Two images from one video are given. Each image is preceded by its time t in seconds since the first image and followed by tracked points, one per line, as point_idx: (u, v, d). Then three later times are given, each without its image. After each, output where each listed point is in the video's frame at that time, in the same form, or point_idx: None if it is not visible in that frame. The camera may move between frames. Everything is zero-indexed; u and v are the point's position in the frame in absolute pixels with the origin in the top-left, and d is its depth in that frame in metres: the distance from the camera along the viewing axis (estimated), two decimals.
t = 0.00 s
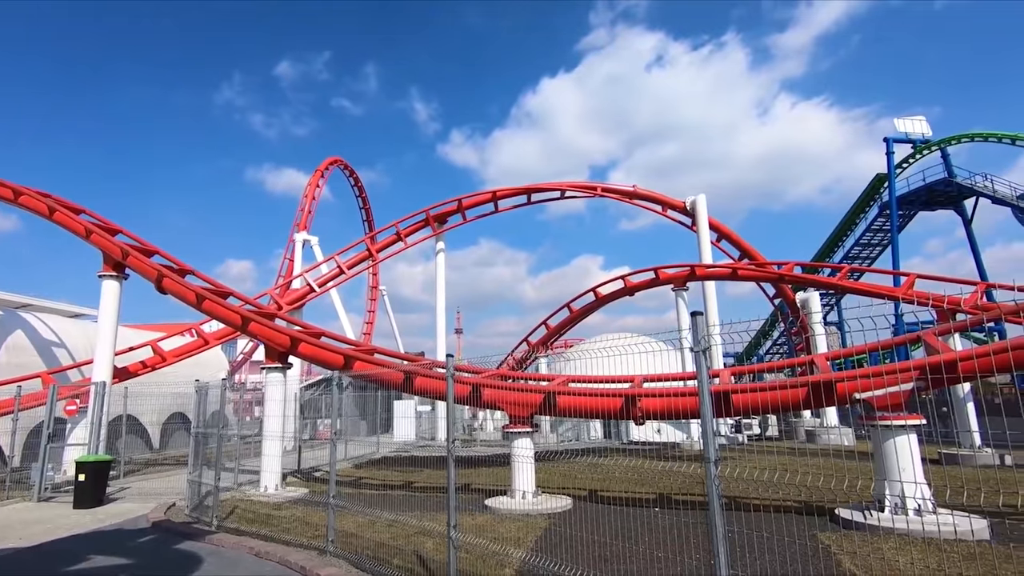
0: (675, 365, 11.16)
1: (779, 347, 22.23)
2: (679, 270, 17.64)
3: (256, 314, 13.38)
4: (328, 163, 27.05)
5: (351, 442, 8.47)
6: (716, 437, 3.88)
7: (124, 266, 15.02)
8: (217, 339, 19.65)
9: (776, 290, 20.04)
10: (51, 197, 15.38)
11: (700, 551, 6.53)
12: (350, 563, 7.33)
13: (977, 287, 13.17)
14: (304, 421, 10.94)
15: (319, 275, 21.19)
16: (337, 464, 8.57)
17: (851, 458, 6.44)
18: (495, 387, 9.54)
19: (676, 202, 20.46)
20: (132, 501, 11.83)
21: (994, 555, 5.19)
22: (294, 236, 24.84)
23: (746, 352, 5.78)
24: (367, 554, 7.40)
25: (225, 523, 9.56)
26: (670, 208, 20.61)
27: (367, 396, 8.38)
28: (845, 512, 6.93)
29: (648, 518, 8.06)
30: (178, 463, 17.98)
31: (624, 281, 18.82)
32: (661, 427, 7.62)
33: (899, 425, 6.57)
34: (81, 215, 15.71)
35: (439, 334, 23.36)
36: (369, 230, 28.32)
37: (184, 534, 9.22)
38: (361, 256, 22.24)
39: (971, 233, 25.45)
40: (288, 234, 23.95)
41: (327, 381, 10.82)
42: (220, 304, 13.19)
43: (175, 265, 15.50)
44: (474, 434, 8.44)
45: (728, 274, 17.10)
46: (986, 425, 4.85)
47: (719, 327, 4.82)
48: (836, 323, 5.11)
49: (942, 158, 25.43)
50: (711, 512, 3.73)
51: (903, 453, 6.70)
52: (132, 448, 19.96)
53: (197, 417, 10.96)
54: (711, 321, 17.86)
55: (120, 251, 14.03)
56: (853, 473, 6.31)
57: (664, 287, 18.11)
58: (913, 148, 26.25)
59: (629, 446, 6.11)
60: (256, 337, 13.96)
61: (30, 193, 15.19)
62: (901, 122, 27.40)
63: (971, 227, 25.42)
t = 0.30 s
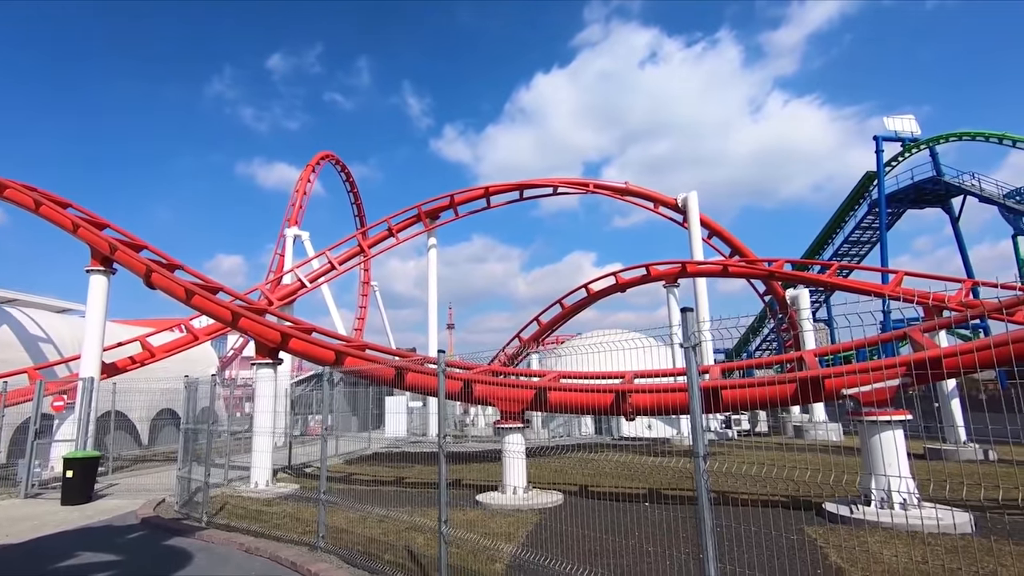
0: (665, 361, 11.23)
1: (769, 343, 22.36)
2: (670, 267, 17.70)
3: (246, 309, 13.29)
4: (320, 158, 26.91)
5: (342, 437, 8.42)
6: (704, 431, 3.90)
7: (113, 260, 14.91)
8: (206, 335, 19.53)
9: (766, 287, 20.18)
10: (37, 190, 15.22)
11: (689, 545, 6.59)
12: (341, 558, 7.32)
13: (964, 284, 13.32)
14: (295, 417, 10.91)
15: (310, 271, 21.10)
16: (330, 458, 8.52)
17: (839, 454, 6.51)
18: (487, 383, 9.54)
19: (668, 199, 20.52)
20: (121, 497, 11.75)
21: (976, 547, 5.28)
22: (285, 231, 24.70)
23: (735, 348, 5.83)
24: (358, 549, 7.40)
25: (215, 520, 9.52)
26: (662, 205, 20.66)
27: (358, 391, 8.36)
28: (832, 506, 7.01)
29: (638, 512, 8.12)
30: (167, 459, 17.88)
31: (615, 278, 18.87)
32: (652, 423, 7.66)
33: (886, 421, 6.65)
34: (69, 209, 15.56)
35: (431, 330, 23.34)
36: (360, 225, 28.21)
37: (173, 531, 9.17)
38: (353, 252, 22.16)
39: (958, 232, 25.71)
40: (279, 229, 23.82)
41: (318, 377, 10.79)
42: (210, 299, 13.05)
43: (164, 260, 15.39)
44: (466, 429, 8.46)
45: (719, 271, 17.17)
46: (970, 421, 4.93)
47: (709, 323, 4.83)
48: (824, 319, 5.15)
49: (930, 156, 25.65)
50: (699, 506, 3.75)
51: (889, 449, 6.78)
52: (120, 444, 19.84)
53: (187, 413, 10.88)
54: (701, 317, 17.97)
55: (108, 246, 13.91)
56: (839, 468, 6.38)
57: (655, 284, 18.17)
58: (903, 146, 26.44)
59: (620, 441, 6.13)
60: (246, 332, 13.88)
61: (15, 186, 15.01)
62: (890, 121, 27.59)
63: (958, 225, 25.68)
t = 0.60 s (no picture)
0: (655, 357, 11.27)
1: (758, 340, 22.52)
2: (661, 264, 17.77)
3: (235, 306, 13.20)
4: (310, 153, 26.74)
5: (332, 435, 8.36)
6: (693, 427, 3.92)
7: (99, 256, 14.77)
8: (195, 332, 19.39)
9: (755, 284, 20.30)
10: (21, 185, 15.04)
11: (678, 540, 6.65)
12: (331, 556, 7.30)
13: (950, 282, 13.46)
14: (285, 414, 10.86)
15: (300, 267, 20.99)
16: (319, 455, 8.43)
17: (825, 449, 6.58)
18: (477, 380, 9.54)
19: (659, 197, 20.58)
20: (108, 495, 11.66)
21: (959, 542, 5.35)
22: (275, 227, 24.55)
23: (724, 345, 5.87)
24: (348, 546, 7.38)
25: (204, 517, 9.47)
26: (653, 202, 20.72)
27: (349, 387, 8.32)
28: (819, 501, 7.09)
29: (628, 508, 8.16)
30: (156, 457, 17.76)
31: (606, 275, 18.92)
32: (642, 420, 7.70)
33: (873, 417, 6.72)
34: (54, 204, 15.40)
35: (422, 326, 23.30)
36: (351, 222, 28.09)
37: (161, 529, 9.11)
38: (343, 248, 22.06)
39: (945, 230, 25.97)
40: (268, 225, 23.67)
41: (308, 374, 10.75)
42: (199, 296, 12.95)
43: (152, 256, 15.26)
44: (457, 426, 8.45)
45: (709, 268, 17.25)
46: (953, 417, 5.00)
47: (699, 320, 4.84)
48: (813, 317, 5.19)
49: (917, 155, 25.88)
50: (687, 502, 3.77)
51: (875, 445, 6.85)
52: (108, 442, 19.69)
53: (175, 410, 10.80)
54: (691, 314, 18.06)
55: (95, 241, 13.77)
56: (825, 464, 6.46)
57: (646, 281, 18.23)
58: (891, 145, 26.65)
59: (611, 438, 6.14)
60: (235, 329, 13.80)
61: None
62: (878, 120, 27.80)
63: (945, 224, 25.94)
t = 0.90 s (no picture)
0: (653, 356, 11.26)
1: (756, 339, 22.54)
2: (659, 263, 17.77)
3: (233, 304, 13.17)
4: (308, 151, 26.69)
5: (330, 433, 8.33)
6: (690, 425, 3.92)
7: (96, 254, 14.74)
8: (192, 330, 19.34)
9: (754, 283, 20.33)
10: (18, 182, 15.00)
11: (674, 539, 6.68)
12: (328, 554, 7.29)
13: (947, 282, 13.49)
14: (282, 412, 10.84)
15: (298, 266, 20.95)
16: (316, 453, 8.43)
17: (823, 448, 6.57)
18: (476, 378, 9.53)
19: (657, 196, 20.58)
20: (105, 493, 11.65)
21: (954, 540, 5.36)
22: (273, 225, 24.49)
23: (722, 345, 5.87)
24: (344, 544, 7.39)
25: (201, 515, 9.45)
26: (652, 201, 20.72)
27: (346, 385, 8.30)
28: (815, 500, 7.10)
29: (625, 507, 8.17)
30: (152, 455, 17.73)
31: (605, 274, 18.91)
32: (640, 419, 7.71)
33: (870, 416, 6.73)
34: (51, 201, 15.35)
35: (420, 325, 23.27)
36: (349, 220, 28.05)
37: (157, 527, 9.09)
38: (341, 247, 22.02)
39: (942, 230, 26.01)
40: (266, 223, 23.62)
41: (306, 372, 10.75)
42: (197, 294, 12.89)
43: (149, 254, 15.22)
44: (454, 425, 8.43)
45: (707, 268, 17.26)
46: (950, 416, 5.00)
47: (695, 320, 4.83)
48: (809, 316, 5.19)
49: (916, 156, 25.91)
50: (684, 501, 3.77)
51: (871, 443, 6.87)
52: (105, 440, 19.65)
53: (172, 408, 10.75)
54: (689, 313, 18.07)
55: (92, 239, 13.73)
56: (822, 463, 6.47)
57: (644, 280, 18.22)
58: (889, 145, 26.67)
59: (609, 437, 6.16)
60: (233, 326, 13.77)
61: None
62: (877, 120, 27.83)
63: (943, 224, 25.97)
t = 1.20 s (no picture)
0: (655, 354, 11.25)
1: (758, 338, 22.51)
2: (662, 261, 17.74)
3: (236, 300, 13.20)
4: (311, 148, 26.72)
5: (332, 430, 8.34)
6: (692, 423, 3.91)
7: (100, 250, 14.79)
8: (195, 325, 19.38)
9: (757, 282, 20.30)
10: (22, 177, 15.05)
11: (674, 537, 6.70)
12: (330, 550, 7.31)
13: (950, 281, 13.45)
14: (285, 409, 10.86)
15: (301, 262, 20.97)
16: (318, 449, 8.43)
17: (825, 447, 6.57)
18: (478, 375, 9.53)
19: (661, 194, 20.55)
20: (109, 488, 11.71)
21: (956, 540, 5.33)
22: (276, 222, 24.52)
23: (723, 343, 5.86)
24: (346, 541, 7.41)
25: (203, 511, 9.48)
26: (655, 199, 20.68)
27: (348, 382, 8.31)
28: (818, 500, 7.09)
29: (625, 505, 8.17)
30: (155, 451, 17.79)
31: (607, 272, 18.90)
32: (642, 417, 7.70)
33: (873, 415, 6.72)
34: (55, 196, 15.40)
35: (423, 322, 23.29)
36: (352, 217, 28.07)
37: (160, 522, 9.13)
38: (344, 244, 22.04)
39: (946, 229, 25.93)
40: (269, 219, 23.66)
41: (309, 368, 10.77)
42: (200, 290, 12.90)
43: (152, 250, 15.27)
44: (456, 422, 8.42)
45: (710, 266, 17.24)
46: (953, 416, 4.98)
47: (698, 318, 4.82)
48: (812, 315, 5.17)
49: (920, 154, 25.81)
50: (685, 500, 3.77)
51: (873, 443, 6.86)
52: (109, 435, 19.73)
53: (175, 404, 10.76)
54: (692, 312, 18.06)
55: (96, 235, 13.77)
56: (823, 462, 6.46)
57: (646, 278, 18.21)
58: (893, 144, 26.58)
59: (610, 435, 6.15)
60: (236, 322, 13.79)
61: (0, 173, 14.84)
62: (882, 119, 27.72)
63: (947, 223, 25.89)
